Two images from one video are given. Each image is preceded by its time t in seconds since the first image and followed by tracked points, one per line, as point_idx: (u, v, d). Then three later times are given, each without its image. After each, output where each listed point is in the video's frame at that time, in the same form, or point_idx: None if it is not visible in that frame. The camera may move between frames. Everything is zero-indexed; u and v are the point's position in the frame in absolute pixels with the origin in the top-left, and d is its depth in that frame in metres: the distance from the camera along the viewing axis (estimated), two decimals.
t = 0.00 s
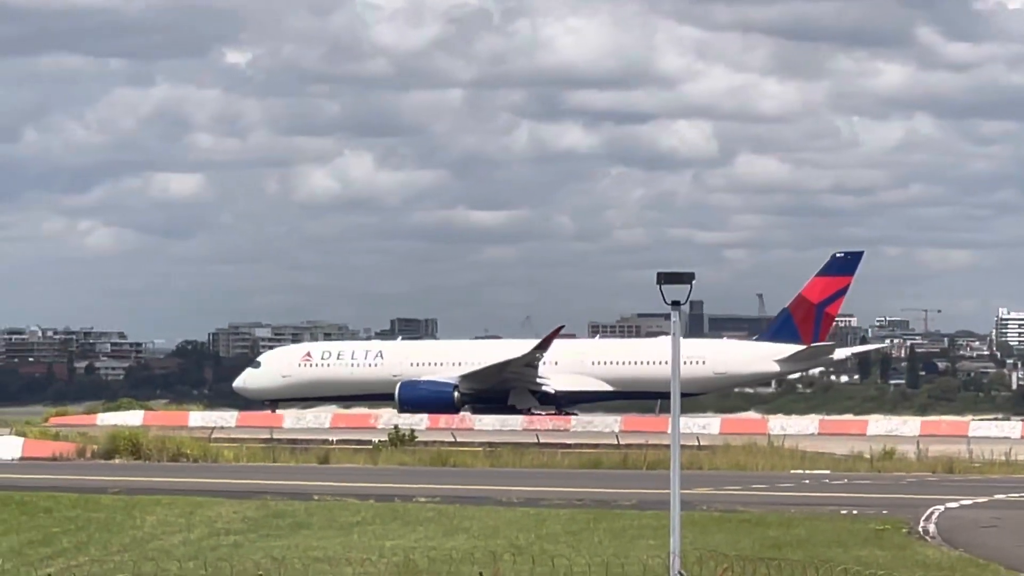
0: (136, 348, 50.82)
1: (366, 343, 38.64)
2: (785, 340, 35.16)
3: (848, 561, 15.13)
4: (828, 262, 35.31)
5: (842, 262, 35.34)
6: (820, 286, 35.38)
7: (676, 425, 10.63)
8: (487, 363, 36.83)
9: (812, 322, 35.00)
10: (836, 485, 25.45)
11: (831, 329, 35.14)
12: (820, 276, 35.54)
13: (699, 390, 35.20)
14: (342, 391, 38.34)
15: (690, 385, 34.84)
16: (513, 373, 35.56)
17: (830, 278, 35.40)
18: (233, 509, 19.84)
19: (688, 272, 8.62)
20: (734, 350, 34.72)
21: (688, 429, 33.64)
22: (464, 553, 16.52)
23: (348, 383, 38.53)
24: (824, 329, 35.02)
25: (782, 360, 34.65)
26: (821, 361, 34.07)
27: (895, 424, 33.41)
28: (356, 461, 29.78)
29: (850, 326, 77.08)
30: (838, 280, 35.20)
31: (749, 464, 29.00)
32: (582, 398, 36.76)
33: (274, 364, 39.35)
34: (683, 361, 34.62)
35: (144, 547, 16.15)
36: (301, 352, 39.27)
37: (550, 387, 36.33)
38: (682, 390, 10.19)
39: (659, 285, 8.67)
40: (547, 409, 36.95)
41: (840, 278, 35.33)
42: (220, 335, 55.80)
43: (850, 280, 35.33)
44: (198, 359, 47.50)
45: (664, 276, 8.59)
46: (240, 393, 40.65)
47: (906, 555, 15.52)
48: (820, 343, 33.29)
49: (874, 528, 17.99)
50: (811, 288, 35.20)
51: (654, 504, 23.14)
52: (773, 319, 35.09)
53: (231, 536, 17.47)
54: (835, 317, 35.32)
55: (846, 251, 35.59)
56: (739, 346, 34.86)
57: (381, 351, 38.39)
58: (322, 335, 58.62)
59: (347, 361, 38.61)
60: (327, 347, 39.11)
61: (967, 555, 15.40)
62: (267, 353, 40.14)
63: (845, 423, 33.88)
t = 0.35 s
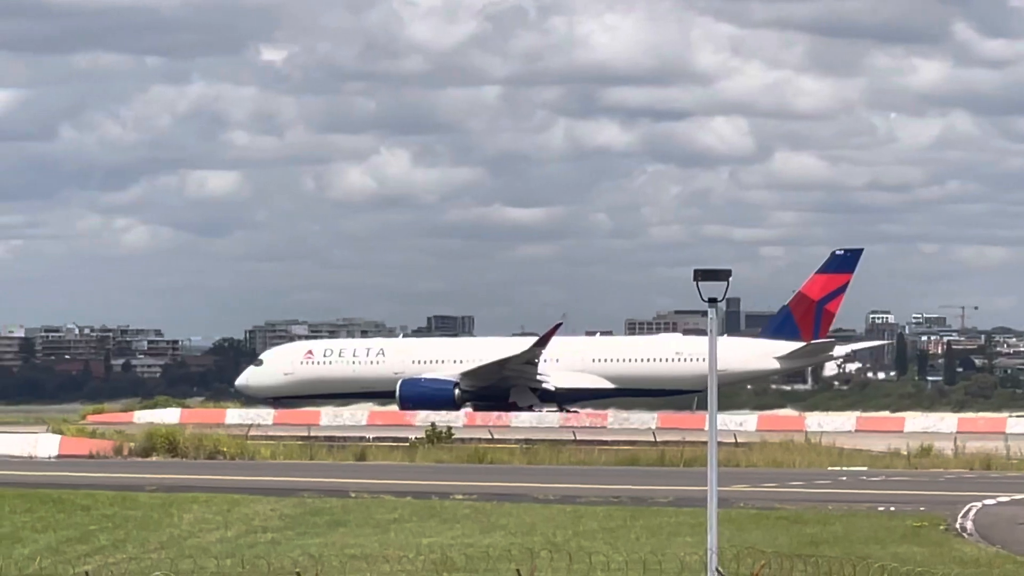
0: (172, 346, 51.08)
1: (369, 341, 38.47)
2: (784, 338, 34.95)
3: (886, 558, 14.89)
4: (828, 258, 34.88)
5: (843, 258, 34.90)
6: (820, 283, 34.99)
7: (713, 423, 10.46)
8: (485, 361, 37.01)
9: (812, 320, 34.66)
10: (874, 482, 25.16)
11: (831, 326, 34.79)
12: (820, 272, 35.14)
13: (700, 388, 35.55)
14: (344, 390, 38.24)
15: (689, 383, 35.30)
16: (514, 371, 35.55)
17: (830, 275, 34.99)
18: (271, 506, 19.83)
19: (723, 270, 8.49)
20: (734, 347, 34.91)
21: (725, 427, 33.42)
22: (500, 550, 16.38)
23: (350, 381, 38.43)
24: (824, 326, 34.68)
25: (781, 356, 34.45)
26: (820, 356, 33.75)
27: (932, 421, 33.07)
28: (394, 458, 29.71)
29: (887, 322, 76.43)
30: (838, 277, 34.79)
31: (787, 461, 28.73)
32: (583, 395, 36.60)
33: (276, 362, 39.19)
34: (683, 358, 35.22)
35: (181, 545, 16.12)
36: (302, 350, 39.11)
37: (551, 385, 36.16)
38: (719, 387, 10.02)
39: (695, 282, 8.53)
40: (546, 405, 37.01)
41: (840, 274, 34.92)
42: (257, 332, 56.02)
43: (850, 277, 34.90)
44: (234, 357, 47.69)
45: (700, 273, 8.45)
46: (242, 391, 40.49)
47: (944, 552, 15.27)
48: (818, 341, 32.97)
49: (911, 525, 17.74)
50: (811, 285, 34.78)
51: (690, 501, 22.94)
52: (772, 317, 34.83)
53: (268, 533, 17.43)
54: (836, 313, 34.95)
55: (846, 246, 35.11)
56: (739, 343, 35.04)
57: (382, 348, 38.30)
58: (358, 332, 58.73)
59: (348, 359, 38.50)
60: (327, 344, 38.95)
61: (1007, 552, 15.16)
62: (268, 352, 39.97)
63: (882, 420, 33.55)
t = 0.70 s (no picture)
0: (210, 347, 51.33)
1: (374, 342, 38.38)
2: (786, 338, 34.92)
3: (925, 558, 14.66)
4: (829, 258, 34.68)
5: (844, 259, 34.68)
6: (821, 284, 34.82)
7: (752, 422, 10.28)
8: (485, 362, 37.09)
9: (813, 321, 34.56)
10: (914, 482, 24.82)
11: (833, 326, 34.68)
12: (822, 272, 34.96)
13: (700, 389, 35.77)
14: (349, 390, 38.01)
15: (691, 384, 35.52)
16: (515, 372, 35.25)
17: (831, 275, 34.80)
18: (309, 508, 19.79)
19: (761, 270, 8.33)
20: (735, 348, 35.34)
21: (764, 427, 33.17)
22: (539, 551, 16.25)
23: (354, 382, 38.22)
24: (825, 327, 34.57)
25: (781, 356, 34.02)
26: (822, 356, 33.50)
27: (971, 421, 32.69)
28: (433, 459, 29.63)
29: (927, 322, 75.73)
30: (839, 278, 34.60)
31: (826, 461, 28.42)
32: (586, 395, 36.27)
33: (279, 364, 38.92)
34: (685, 359, 35.42)
35: (220, 546, 16.10)
36: (306, 352, 38.91)
37: (552, 385, 35.83)
38: (758, 387, 9.84)
39: (734, 281, 8.39)
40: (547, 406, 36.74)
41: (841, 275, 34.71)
42: (295, 334, 56.18)
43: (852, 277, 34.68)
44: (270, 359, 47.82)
45: (738, 273, 8.30)
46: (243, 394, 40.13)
47: (984, 552, 15.02)
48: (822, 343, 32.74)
49: (950, 525, 17.49)
50: (812, 286, 34.66)
51: (729, 502, 22.71)
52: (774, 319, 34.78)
53: (307, 534, 17.40)
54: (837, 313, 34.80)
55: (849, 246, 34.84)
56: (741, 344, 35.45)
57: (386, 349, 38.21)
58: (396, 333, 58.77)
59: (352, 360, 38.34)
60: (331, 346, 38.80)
61: None
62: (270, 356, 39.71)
63: (921, 420, 33.20)
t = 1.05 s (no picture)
0: (249, 349, 51.53)
1: (376, 346, 38.42)
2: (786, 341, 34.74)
3: (963, 560, 14.41)
4: (829, 261, 34.65)
5: (844, 262, 34.68)
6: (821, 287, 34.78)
7: (791, 423, 10.10)
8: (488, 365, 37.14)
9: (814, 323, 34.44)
10: (953, 484, 24.46)
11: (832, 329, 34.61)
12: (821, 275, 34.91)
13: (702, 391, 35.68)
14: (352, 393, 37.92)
15: (693, 387, 35.43)
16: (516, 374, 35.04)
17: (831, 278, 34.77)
18: (346, 510, 19.72)
19: (799, 273, 8.17)
20: (736, 350, 35.29)
21: (802, 428, 32.92)
22: (578, 553, 16.09)
23: (357, 385, 38.14)
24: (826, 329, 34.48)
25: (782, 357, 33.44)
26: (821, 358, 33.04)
27: (1011, 422, 32.28)
28: (471, 461, 29.56)
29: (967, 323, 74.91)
30: (839, 281, 34.59)
31: (864, 463, 28.11)
32: (589, 398, 36.04)
33: (282, 367, 38.85)
34: (687, 361, 35.30)
35: (258, 548, 16.06)
36: (309, 355, 38.83)
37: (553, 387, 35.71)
38: (797, 387, 9.66)
39: (772, 284, 8.24)
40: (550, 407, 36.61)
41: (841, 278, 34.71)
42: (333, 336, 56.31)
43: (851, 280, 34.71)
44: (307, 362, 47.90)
45: (776, 275, 8.15)
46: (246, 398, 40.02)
47: None
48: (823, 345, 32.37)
49: (989, 527, 17.18)
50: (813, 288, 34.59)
51: (767, 504, 22.45)
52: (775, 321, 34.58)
53: (346, 536, 17.34)
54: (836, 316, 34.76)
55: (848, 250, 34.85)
56: (743, 347, 35.37)
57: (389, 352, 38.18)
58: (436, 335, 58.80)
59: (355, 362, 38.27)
60: (334, 349, 38.74)
61: None
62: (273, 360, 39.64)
63: (960, 421, 32.83)
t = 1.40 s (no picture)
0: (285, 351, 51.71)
1: (378, 348, 38.41)
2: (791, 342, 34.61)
3: (1002, 561, 14.15)
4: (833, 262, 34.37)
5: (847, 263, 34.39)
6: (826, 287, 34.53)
7: (827, 422, 9.95)
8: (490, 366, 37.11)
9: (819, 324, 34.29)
10: (992, 485, 24.12)
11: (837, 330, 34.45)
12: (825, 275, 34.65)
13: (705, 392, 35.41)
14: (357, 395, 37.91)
15: (695, 387, 35.15)
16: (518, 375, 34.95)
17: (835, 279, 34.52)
18: (383, 511, 19.67)
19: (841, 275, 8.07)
20: (737, 350, 35.02)
21: (840, 429, 32.67)
22: (615, 554, 15.93)
23: (361, 387, 38.13)
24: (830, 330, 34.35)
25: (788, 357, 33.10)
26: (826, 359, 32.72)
27: None
28: (509, 462, 29.49)
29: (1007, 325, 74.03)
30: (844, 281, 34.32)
31: (901, 463, 27.82)
32: (594, 399, 35.89)
33: (286, 369, 38.86)
34: (688, 362, 35.04)
35: (296, 549, 16.04)
36: (312, 356, 38.82)
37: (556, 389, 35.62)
38: (834, 386, 9.47)
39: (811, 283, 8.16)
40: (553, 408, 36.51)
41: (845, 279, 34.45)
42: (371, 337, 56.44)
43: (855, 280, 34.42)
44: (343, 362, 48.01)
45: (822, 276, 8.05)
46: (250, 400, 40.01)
47: None
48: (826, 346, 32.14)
49: None
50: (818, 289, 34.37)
51: (805, 504, 22.20)
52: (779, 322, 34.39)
53: (384, 537, 17.28)
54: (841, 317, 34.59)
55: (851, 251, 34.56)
56: (744, 347, 35.08)
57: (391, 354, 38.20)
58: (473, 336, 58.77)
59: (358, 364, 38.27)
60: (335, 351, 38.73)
61: None
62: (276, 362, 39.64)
63: (1000, 421, 32.47)
